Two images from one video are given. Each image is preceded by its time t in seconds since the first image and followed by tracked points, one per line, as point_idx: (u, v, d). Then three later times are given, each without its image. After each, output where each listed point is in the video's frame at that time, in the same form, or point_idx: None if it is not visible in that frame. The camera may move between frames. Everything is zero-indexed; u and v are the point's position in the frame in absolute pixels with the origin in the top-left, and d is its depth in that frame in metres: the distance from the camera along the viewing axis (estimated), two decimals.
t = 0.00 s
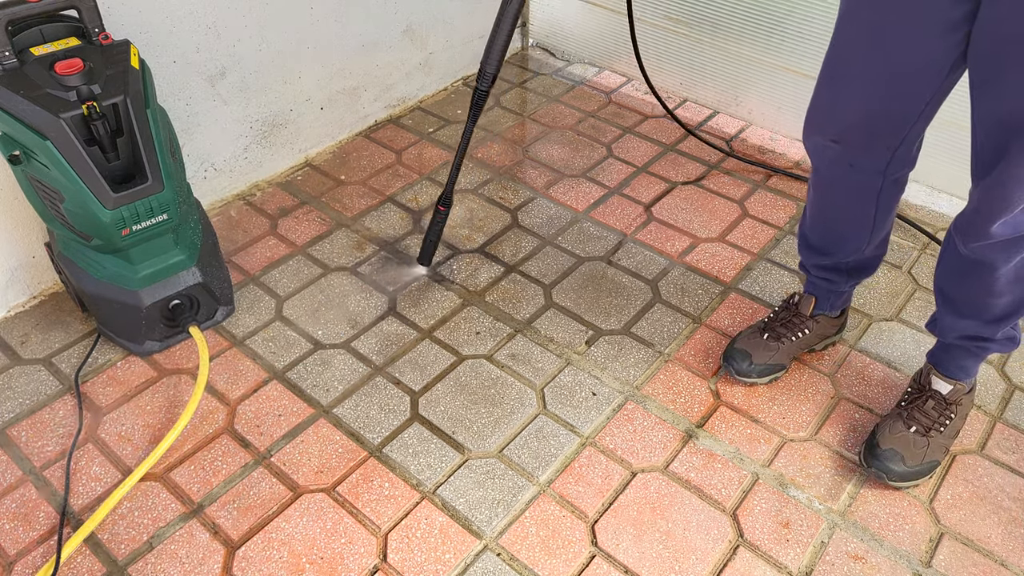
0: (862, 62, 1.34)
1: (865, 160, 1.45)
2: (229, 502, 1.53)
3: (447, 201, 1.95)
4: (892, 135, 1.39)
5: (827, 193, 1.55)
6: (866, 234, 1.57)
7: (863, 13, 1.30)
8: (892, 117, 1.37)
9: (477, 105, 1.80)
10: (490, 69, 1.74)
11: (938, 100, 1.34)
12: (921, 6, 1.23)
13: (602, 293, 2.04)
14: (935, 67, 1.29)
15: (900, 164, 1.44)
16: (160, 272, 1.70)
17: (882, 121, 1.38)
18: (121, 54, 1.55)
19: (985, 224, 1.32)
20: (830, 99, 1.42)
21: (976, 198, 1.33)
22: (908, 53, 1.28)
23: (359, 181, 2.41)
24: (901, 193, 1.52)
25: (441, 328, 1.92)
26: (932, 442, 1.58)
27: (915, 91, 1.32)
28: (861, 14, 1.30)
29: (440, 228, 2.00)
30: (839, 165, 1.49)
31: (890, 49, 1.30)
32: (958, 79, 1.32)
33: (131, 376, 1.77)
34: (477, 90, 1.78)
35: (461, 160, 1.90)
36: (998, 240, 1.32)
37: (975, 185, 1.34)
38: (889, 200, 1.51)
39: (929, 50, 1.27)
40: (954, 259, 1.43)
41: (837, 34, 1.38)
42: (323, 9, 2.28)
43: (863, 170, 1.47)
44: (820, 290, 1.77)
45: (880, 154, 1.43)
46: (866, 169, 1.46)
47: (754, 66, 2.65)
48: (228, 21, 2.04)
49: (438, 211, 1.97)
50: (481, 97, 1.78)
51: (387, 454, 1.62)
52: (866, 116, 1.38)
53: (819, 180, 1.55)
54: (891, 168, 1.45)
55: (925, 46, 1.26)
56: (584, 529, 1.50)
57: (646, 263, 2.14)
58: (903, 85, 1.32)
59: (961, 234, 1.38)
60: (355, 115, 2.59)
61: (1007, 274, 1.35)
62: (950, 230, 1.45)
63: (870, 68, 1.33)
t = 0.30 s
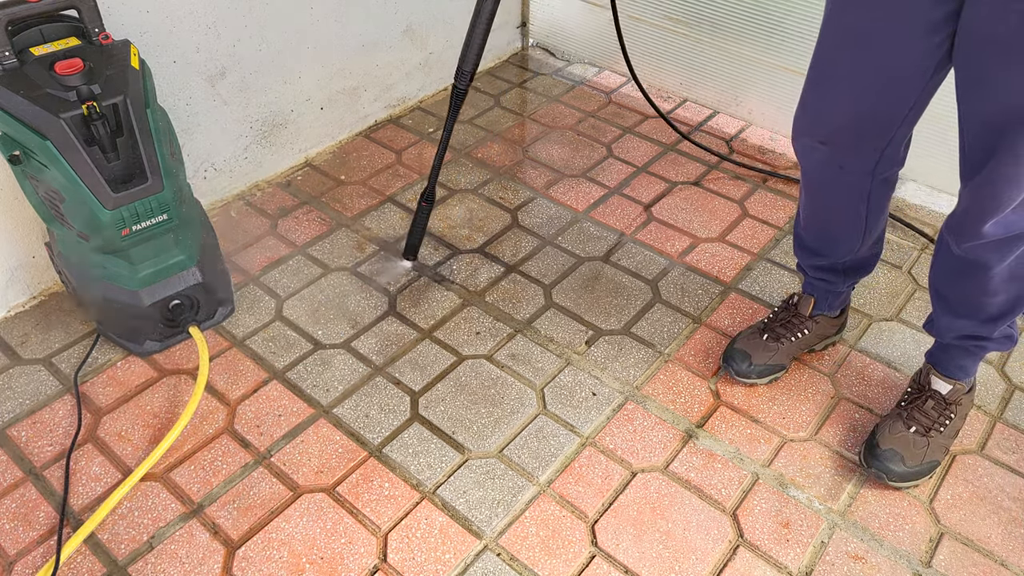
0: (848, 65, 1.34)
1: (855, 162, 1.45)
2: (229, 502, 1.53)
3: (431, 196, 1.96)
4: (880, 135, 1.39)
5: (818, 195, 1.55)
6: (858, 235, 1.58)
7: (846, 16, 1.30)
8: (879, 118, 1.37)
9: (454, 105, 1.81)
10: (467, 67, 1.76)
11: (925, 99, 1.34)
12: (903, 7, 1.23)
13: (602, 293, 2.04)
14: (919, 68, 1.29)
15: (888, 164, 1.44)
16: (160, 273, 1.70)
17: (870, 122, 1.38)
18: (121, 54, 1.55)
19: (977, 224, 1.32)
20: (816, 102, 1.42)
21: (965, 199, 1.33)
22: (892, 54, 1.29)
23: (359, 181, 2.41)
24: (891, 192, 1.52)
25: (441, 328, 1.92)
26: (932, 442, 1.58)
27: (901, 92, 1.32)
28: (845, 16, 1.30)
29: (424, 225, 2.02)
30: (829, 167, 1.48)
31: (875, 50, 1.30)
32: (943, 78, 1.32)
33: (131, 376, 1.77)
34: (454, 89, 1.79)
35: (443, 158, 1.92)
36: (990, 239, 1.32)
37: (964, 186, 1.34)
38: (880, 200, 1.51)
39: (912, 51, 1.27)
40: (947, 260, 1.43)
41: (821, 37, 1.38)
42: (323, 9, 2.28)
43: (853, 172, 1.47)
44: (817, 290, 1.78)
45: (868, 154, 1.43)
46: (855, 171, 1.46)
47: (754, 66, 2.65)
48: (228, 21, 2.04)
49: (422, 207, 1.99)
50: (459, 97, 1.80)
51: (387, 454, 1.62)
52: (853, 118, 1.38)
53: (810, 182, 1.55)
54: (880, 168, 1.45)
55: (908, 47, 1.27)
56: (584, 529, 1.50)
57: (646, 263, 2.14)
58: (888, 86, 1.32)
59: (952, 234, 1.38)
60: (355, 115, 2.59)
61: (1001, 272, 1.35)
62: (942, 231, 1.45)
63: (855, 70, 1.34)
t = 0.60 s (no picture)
0: (849, 63, 1.34)
1: (856, 160, 1.45)
2: (229, 502, 1.53)
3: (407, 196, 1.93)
4: (880, 135, 1.39)
5: (820, 194, 1.55)
6: (859, 235, 1.58)
7: (848, 15, 1.30)
8: (881, 116, 1.37)
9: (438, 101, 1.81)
10: (451, 62, 1.76)
11: (926, 99, 1.34)
12: (906, 6, 1.23)
13: (602, 293, 2.04)
14: (920, 68, 1.29)
15: (889, 163, 1.44)
16: (160, 272, 1.70)
17: (871, 121, 1.38)
18: (121, 54, 1.55)
19: (976, 223, 1.32)
20: (818, 101, 1.42)
21: (965, 198, 1.33)
22: (894, 53, 1.28)
23: (359, 181, 2.41)
24: (893, 192, 1.52)
25: (441, 328, 1.92)
26: (933, 442, 1.58)
27: (902, 90, 1.32)
28: (847, 14, 1.30)
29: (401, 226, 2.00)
30: (830, 166, 1.49)
31: (876, 49, 1.30)
32: (944, 78, 1.32)
33: (131, 376, 1.77)
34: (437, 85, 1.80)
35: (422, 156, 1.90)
36: (990, 239, 1.32)
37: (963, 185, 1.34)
38: (881, 200, 1.51)
39: (913, 51, 1.27)
40: (948, 259, 1.43)
41: (823, 34, 1.38)
42: (323, 9, 2.28)
43: (854, 171, 1.47)
44: (817, 289, 1.78)
45: (870, 154, 1.43)
46: (856, 169, 1.46)
47: (754, 65, 2.65)
48: (229, 21, 2.04)
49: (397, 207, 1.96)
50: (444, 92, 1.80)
51: (387, 454, 1.62)
52: (853, 116, 1.38)
53: (811, 180, 1.55)
54: (882, 168, 1.45)
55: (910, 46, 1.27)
56: (584, 529, 1.50)
57: (646, 263, 2.14)
58: (889, 84, 1.32)
59: (952, 233, 1.38)
60: (355, 115, 2.59)
61: (1002, 272, 1.35)
62: (943, 230, 1.45)
63: (856, 69, 1.34)
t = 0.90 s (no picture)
0: (850, 62, 1.34)
1: (856, 160, 1.45)
2: (229, 502, 1.53)
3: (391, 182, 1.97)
4: (881, 134, 1.39)
5: (820, 193, 1.55)
6: (860, 234, 1.58)
7: (849, 14, 1.30)
8: (881, 115, 1.36)
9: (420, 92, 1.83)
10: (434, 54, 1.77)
11: (927, 98, 1.34)
12: (907, 5, 1.23)
13: (602, 293, 2.04)
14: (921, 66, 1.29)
15: (890, 162, 1.44)
16: (160, 272, 1.70)
17: (872, 120, 1.38)
18: (121, 54, 1.55)
19: (977, 223, 1.32)
20: (819, 100, 1.42)
21: (965, 197, 1.33)
22: (895, 52, 1.28)
23: (359, 181, 2.41)
24: (893, 192, 1.52)
25: (441, 328, 1.92)
26: (932, 442, 1.58)
27: (903, 89, 1.32)
28: (848, 14, 1.30)
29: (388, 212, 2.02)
30: (830, 165, 1.49)
31: (877, 49, 1.30)
32: (944, 76, 1.32)
33: (131, 376, 1.77)
34: (419, 77, 1.81)
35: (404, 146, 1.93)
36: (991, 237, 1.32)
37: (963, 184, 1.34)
38: (881, 199, 1.51)
39: (913, 50, 1.27)
40: (948, 258, 1.43)
41: (824, 33, 1.38)
42: (324, 9, 2.28)
43: (855, 170, 1.47)
44: (817, 289, 1.78)
45: (870, 153, 1.43)
46: (857, 169, 1.46)
47: (754, 65, 2.65)
48: (229, 21, 2.04)
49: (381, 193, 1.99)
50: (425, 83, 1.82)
51: (387, 454, 1.62)
52: (854, 115, 1.38)
53: (812, 180, 1.55)
54: (882, 167, 1.45)
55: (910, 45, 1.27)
56: (584, 529, 1.50)
57: (646, 263, 2.14)
58: (890, 83, 1.32)
59: (953, 232, 1.38)
60: (355, 115, 2.59)
61: (1002, 270, 1.35)
62: (943, 229, 1.45)
63: (857, 68, 1.34)
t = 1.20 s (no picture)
0: (851, 60, 1.34)
1: (858, 157, 1.45)
2: (229, 502, 1.53)
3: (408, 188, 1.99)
4: (883, 131, 1.39)
5: (822, 191, 1.55)
6: (861, 233, 1.58)
7: (850, 12, 1.30)
8: (883, 113, 1.36)
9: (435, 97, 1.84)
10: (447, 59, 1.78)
11: (928, 95, 1.34)
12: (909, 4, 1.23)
13: (602, 293, 2.04)
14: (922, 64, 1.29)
15: (891, 160, 1.44)
16: (160, 272, 1.70)
17: (873, 118, 1.38)
18: (121, 55, 1.55)
19: (974, 221, 1.32)
20: (821, 97, 1.42)
21: (962, 196, 1.33)
22: (896, 50, 1.29)
23: (359, 181, 2.41)
24: (894, 191, 1.52)
25: (441, 328, 1.92)
26: (932, 442, 1.58)
27: (904, 87, 1.32)
28: (850, 12, 1.30)
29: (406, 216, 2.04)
30: (832, 163, 1.48)
31: (878, 47, 1.30)
32: (945, 75, 1.32)
33: (131, 376, 1.77)
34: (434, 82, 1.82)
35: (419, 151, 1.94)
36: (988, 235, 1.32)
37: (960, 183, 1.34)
38: (882, 198, 1.51)
39: (915, 47, 1.27)
40: (947, 257, 1.43)
41: (825, 31, 1.38)
42: (324, 9, 2.28)
43: (856, 168, 1.46)
44: (817, 288, 1.78)
45: (871, 151, 1.43)
46: (859, 167, 1.46)
47: (754, 65, 2.65)
48: (229, 21, 2.04)
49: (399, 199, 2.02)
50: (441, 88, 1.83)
51: (387, 454, 1.62)
52: (856, 112, 1.38)
53: (813, 177, 1.55)
54: (884, 165, 1.45)
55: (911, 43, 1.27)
56: (584, 529, 1.50)
57: (646, 263, 2.14)
58: (892, 81, 1.32)
59: (950, 231, 1.38)
60: (355, 115, 2.59)
61: (1001, 269, 1.35)
62: (942, 228, 1.45)
63: (859, 65, 1.34)
